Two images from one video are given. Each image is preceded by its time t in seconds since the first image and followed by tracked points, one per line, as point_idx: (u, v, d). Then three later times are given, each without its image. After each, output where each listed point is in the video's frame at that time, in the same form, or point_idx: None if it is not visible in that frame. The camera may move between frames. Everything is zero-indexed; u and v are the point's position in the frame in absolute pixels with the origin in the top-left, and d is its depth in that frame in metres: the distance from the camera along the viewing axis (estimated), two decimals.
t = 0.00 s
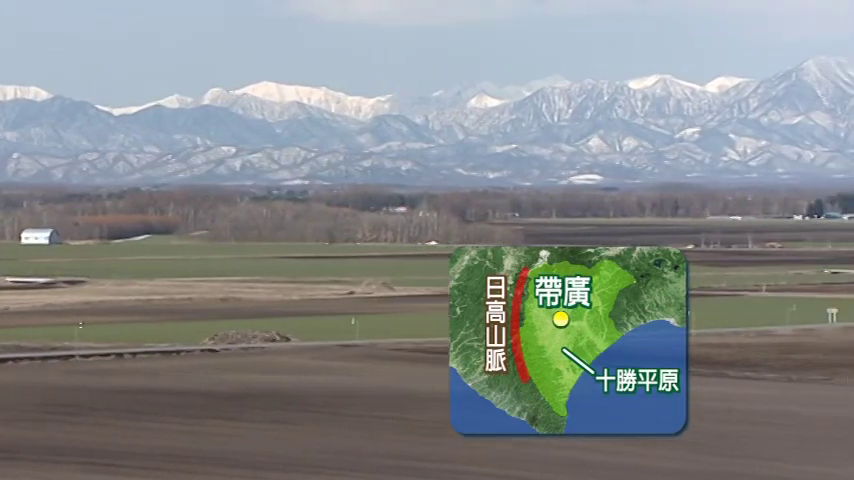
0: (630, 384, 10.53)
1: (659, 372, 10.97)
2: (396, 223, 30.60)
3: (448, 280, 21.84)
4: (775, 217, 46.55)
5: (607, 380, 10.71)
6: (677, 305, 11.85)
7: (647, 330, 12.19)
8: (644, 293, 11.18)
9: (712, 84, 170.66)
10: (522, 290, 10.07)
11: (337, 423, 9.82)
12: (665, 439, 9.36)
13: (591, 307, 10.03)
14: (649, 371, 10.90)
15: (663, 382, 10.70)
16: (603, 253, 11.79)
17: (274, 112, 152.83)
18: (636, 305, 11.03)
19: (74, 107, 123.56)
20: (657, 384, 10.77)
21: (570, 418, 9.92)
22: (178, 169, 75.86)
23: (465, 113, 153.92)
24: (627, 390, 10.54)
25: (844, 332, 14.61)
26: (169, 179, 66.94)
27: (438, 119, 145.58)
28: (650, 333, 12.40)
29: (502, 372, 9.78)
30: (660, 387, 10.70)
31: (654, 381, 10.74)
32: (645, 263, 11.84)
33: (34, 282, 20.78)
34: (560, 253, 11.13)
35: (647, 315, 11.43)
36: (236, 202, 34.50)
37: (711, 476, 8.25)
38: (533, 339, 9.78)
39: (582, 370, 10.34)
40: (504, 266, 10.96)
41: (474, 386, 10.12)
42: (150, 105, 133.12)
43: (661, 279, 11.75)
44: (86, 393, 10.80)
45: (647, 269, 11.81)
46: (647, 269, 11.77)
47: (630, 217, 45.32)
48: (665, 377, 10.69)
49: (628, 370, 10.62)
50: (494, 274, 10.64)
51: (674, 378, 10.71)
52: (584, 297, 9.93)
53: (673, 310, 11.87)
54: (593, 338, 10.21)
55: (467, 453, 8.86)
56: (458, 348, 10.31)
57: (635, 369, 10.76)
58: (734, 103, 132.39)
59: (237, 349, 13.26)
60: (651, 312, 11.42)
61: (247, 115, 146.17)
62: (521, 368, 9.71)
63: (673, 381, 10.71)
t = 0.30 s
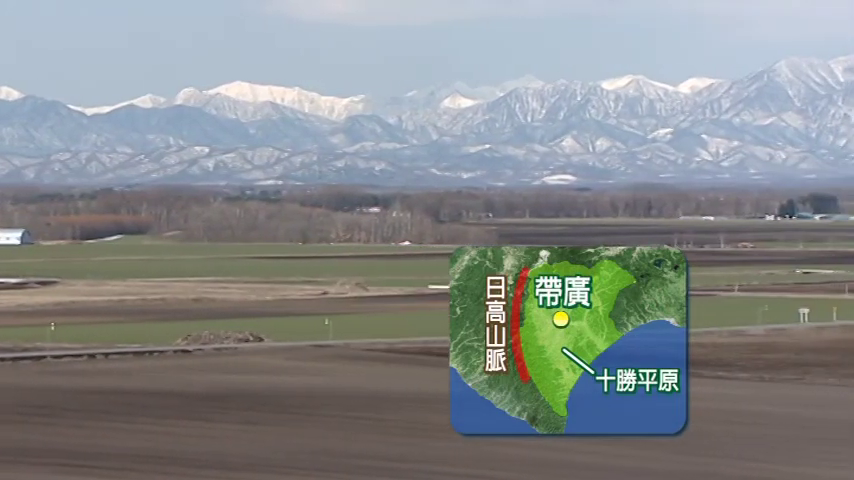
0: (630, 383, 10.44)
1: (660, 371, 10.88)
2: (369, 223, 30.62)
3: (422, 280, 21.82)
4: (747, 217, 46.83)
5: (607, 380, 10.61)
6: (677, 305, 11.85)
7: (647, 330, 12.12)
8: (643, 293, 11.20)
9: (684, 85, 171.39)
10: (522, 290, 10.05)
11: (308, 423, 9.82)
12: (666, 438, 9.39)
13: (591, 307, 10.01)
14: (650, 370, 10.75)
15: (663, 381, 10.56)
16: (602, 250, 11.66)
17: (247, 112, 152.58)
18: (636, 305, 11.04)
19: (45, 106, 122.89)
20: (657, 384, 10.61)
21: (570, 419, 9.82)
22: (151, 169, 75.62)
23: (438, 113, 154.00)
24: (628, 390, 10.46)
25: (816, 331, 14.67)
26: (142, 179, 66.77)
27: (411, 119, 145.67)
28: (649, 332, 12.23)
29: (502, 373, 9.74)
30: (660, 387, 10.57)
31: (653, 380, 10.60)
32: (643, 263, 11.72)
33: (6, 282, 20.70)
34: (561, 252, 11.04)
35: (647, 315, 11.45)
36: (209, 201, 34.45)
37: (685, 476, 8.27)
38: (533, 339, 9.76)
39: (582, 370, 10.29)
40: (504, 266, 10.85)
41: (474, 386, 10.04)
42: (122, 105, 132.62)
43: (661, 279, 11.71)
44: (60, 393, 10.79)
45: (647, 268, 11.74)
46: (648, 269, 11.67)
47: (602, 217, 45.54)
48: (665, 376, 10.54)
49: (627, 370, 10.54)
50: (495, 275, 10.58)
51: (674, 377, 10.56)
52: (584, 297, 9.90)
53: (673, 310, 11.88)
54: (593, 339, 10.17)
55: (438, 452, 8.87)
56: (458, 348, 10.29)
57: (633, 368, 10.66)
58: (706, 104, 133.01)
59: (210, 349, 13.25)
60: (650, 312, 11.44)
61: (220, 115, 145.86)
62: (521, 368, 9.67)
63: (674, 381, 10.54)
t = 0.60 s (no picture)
0: (631, 385, 10.71)
1: (658, 374, 11.07)
2: (343, 222, 30.60)
3: (396, 280, 21.78)
4: (720, 218, 47.00)
5: (607, 379, 10.89)
6: (675, 305, 12.45)
7: (648, 329, 12.74)
8: (643, 294, 11.71)
9: (657, 85, 171.92)
10: (522, 291, 10.49)
11: (285, 424, 9.81)
12: (663, 438, 9.42)
13: (591, 307, 10.44)
14: (649, 373, 11.08)
15: (663, 383, 10.85)
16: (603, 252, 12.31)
17: (221, 112, 152.35)
18: (636, 305, 11.54)
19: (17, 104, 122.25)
20: (657, 384, 10.97)
21: (570, 417, 10.02)
22: (124, 169, 75.39)
23: (412, 113, 154.00)
24: (627, 390, 10.72)
25: (788, 331, 14.72)
26: (115, 180, 66.56)
27: (385, 119, 145.63)
28: (649, 331, 12.83)
29: (503, 372, 10.02)
30: (660, 387, 10.86)
31: (654, 381, 10.88)
32: (644, 264, 12.34)
33: None
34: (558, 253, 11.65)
35: (647, 315, 11.99)
36: (182, 202, 34.42)
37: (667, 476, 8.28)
38: (533, 338, 10.10)
39: (581, 371, 10.61)
40: (504, 266, 11.40)
41: (474, 385, 10.27)
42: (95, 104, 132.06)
43: (661, 279, 12.31)
44: (33, 394, 10.74)
45: (647, 268, 12.33)
46: (646, 271, 12.18)
47: (576, 217, 45.65)
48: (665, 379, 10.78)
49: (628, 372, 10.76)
50: (494, 276, 11.05)
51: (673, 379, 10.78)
52: (584, 297, 10.32)
53: (672, 309, 12.48)
54: (592, 338, 10.59)
55: (416, 453, 8.85)
56: (459, 348, 10.62)
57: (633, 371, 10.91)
58: (679, 104, 133.43)
59: (183, 349, 13.21)
60: (650, 311, 11.99)
61: (194, 115, 145.57)
62: (521, 368, 9.97)
63: (672, 381, 10.86)
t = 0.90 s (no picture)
0: (630, 385, 10.38)
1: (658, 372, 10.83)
2: (317, 223, 30.54)
3: (369, 280, 21.76)
4: (691, 217, 47.18)
5: (607, 380, 10.52)
6: (676, 305, 11.25)
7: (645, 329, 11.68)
8: (643, 293, 10.62)
9: (630, 85, 172.50)
10: (522, 291, 9.57)
11: (258, 425, 9.77)
12: (662, 437, 9.35)
13: (591, 307, 9.57)
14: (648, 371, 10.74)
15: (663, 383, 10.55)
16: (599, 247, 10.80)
17: (193, 112, 151.97)
18: (635, 306, 10.51)
19: None
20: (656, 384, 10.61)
21: (569, 416, 9.81)
22: (96, 169, 75.07)
23: (385, 113, 153.98)
24: (627, 389, 10.45)
25: (760, 331, 14.77)
26: (87, 180, 66.24)
27: (359, 119, 145.55)
28: (650, 330, 12.13)
29: (502, 372, 9.45)
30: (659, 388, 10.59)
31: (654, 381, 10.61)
32: (644, 262, 10.90)
33: None
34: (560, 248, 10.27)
35: (646, 317, 10.83)
36: (154, 201, 34.29)
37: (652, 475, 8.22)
38: (533, 339, 9.42)
39: (581, 369, 10.00)
40: (505, 267, 10.11)
41: (474, 386, 9.77)
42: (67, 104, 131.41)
43: (661, 281, 10.89)
44: (6, 394, 10.70)
45: (647, 269, 10.87)
46: (647, 269, 10.85)
47: (549, 217, 45.84)
48: (665, 378, 10.48)
49: (628, 372, 10.40)
50: (494, 275, 9.91)
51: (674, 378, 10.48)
52: (584, 297, 9.46)
53: (672, 310, 11.26)
54: (593, 338, 9.78)
55: (393, 453, 8.84)
56: (458, 348, 9.85)
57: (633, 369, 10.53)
58: (652, 105, 133.91)
59: (155, 350, 13.14)
60: (650, 312, 10.83)
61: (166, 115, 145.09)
62: (521, 368, 9.41)
63: (675, 381, 10.48)
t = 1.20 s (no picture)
0: (630, 384, 10.25)
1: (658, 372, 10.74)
2: (289, 223, 30.51)
3: (341, 280, 21.74)
4: (662, 217, 47.38)
5: (607, 379, 10.39)
6: (676, 304, 11.07)
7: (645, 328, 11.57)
8: (644, 293, 10.36)
9: (601, 86, 172.91)
10: (522, 290, 9.23)
11: (227, 425, 9.74)
12: (663, 438, 9.19)
13: (592, 307, 9.22)
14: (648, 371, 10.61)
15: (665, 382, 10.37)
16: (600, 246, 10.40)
17: (165, 112, 151.40)
18: (636, 305, 10.21)
19: None
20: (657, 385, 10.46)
21: (570, 416, 9.57)
22: (67, 169, 74.60)
23: (358, 113, 153.89)
24: (627, 390, 10.32)
25: (729, 331, 14.81)
26: (58, 180, 65.87)
27: (331, 119, 145.34)
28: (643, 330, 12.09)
29: (503, 372, 9.18)
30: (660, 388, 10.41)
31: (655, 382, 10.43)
32: (644, 261, 10.60)
33: None
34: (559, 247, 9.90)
35: (646, 316, 10.60)
36: (126, 201, 34.14)
37: (621, 475, 8.22)
38: (533, 340, 9.12)
39: (581, 370, 9.64)
40: (504, 266, 9.76)
41: (474, 386, 9.48)
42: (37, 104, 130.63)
43: (660, 280, 10.63)
44: None
45: (647, 268, 10.60)
46: (648, 268, 10.58)
47: (521, 217, 45.93)
48: (665, 377, 10.34)
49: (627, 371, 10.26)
50: (494, 274, 9.58)
51: (674, 377, 10.37)
52: (584, 296, 9.02)
53: (672, 309, 11.24)
54: (593, 338, 9.47)
55: (362, 452, 8.81)
56: (457, 348, 9.60)
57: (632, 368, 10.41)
58: (623, 105, 134.35)
59: (126, 350, 13.05)
60: (650, 312, 10.62)
61: (137, 115, 144.49)
62: (521, 368, 9.12)
63: (674, 382, 10.30)
